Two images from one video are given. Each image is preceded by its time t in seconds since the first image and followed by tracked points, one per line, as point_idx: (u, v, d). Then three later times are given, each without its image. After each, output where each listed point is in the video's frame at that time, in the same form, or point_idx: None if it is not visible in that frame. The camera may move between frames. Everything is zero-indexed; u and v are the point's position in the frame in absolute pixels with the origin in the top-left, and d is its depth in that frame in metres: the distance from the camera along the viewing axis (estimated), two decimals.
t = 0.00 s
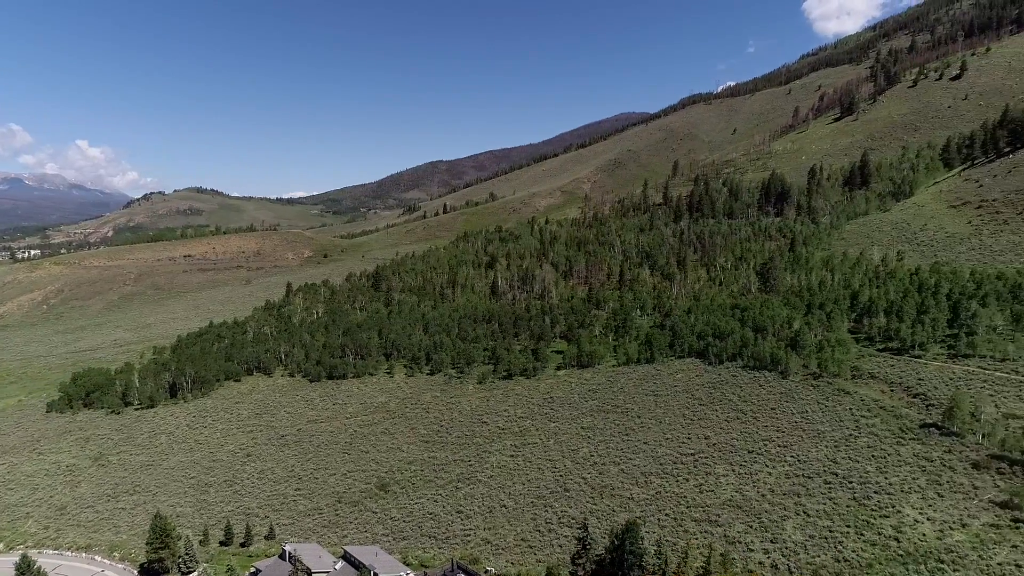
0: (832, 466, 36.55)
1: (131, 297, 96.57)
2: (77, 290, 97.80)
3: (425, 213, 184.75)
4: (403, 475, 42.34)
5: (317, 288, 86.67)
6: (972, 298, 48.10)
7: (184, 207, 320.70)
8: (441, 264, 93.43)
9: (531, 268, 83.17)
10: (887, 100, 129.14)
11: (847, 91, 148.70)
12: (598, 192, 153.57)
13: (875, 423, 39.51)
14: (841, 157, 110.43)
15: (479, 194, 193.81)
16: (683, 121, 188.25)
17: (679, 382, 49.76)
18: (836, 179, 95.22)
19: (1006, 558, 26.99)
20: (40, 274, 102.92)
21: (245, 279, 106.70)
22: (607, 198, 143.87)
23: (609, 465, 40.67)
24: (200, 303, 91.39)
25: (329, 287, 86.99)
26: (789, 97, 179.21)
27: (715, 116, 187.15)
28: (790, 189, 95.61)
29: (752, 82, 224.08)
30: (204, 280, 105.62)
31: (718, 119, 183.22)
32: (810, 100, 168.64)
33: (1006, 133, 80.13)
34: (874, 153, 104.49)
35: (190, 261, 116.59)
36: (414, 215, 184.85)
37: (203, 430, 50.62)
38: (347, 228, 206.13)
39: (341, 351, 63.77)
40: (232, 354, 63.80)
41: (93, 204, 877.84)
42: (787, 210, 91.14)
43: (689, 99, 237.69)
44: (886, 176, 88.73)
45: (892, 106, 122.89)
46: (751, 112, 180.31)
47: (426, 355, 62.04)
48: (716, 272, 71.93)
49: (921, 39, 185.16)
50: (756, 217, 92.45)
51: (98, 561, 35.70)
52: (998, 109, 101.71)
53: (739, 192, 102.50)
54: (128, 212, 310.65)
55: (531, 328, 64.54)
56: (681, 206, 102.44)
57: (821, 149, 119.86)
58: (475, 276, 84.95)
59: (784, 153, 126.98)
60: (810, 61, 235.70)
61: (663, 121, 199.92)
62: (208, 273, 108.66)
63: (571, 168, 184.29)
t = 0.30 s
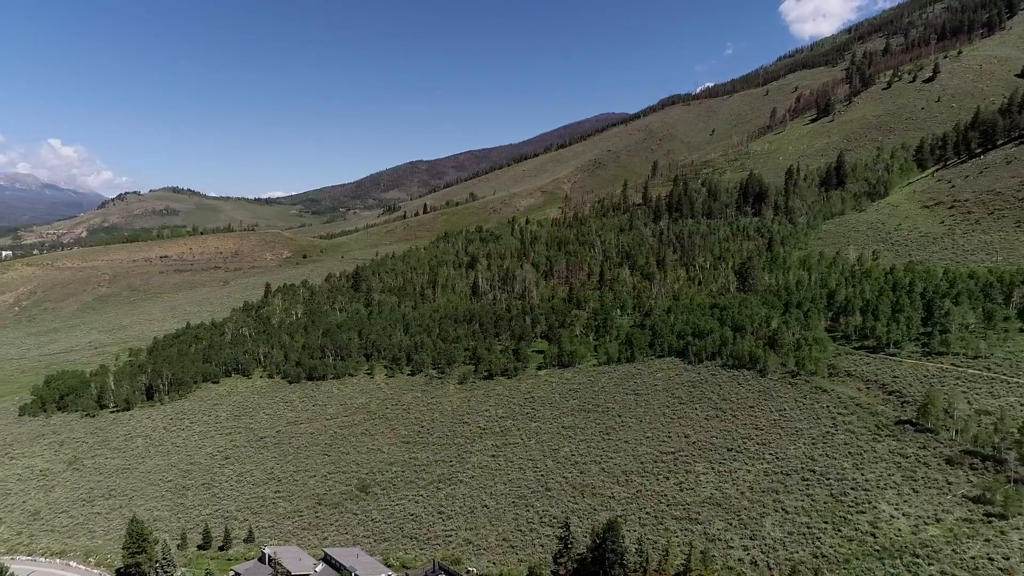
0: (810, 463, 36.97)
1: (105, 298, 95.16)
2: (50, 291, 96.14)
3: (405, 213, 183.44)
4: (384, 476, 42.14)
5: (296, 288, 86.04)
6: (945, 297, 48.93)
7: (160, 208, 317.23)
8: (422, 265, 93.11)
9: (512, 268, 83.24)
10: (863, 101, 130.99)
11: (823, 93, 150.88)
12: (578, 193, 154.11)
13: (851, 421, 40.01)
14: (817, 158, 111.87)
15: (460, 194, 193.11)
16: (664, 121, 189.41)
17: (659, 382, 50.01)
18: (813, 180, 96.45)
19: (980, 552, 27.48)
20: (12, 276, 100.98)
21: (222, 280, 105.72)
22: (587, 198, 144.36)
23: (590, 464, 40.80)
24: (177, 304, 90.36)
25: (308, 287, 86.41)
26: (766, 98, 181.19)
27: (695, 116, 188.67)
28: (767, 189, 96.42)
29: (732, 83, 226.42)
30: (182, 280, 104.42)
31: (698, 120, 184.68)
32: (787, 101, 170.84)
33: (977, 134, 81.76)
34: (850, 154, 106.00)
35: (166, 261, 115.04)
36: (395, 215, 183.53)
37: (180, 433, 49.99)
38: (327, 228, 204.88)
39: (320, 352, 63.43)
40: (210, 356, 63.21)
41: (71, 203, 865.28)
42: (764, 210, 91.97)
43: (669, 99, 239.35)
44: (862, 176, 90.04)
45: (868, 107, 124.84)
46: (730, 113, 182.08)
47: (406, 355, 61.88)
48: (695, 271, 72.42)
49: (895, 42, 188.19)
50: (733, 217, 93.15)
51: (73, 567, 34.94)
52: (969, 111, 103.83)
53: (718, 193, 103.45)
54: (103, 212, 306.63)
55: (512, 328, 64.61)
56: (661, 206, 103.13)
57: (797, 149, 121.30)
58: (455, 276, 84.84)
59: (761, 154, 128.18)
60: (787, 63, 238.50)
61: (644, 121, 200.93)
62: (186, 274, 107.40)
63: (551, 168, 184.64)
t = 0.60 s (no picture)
0: (789, 461, 37.37)
1: (80, 299, 93.65)
2: (23, 293, 94.48)
3: (386, 213, 182.41)
4: (364, 477, 41.93)
5: (275, 289, 85.45)
6: (920, 296, 49.83)
7: (137, 207, 313.75)
8: (402, 265, 92.80)
9: (493, 268, 83.36)
10: (839, 102, 132.89)
11: (801, 94, 152.88)
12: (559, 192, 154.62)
13: (829, 418, 40.49)
14: (795, 159, 113.29)
15: (442, 195, 192.46)
16: (644, 121, 190.52)
17: (640, 381, 50.28)
18: (791, 180, 97.67)
19: (954, 546, 27.96)
20: None
21: (200, 281, 104.72)
22: (569, 198, 144.80)
23: (572, 463, 40.91)
24: (154, 305, 89.31)
25: (287, 288, 85.79)
26: (744, 100, 183.14)
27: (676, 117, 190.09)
28: (746, 189, 97.19)
29: (713, 83, 228.53)
30: (160, 281, 103.21)
31: (678, 121, 186.09)
32: (765, 103, 172.93)
33: (950, 136, 83.22)
34: (827, 155, 107.51)
35: (144, 262, 113.48)
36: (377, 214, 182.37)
37: (158, 435, 49.40)
38: (307, 228, 203.56)
39: (300, 353, 63.09)
40: (188, 358, 62.52)
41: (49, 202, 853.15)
42: (743, 211, 92.73)
43: (650, 100, 240.69)
44: (839, 176, 91.35)
45: (846, 108, 126.63)
46: (710, 113, 183.83)
47: (387, 356, 61.68)
48: (675, 271, 72.94)
49: (870, 44, 191.32)
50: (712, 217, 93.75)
51: (47, 573, 34.19)
52: (943, 113, 105.81)
53: (698, 193, 104.36)
54: (77, 212, 303.11)
55: (494, 328, 64.68)
56: (641, 206, 103.82)
57: (775, 150, 122.77)
58: (436, 277, 84.74)
59: (740, 155, 129.35)
60: (765, 64, 241.49)
61: (625, 121, 201.89)
62: (164, 275, 106.13)
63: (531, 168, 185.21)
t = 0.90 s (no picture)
0: (766, 458, 37.78)
1: (53, 301, 91.90)
2: None
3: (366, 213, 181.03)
4: (344, 479, 41.69)
5: (253, 290, 84.55)
6: (893, 294, 50.70)
7: (110, 207, 308.71)
8: (382, 266, 92.34)
9: (473, 268, 83.36)
10: (814, 103, 134.83)
11: (777, 96, 154.84)
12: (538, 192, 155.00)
13: (806, 415, 41.00)
14: (772, 159, 114.66)
15: (422, 195, 191.46)
16: (624, 122, 191.53)
17: (620, 380, 50.53)
18: (768, 180, 98.88)
19: (928, 540, 28.47)
20: None
21: (176, 282, 103.43)
22: (548, 198, 145.04)
23: (552, 463, 40.99)
24: (128, 307, 87.98)
25: (265, 289, 85.04)
26: (722, 100, 185.08)
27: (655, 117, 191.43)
28: (723, 189, 98.01)
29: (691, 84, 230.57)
30: (135, 282, 101.72)
31: (657, 121, 187.44)
32: (742, 104, 174.99)
33: (923, 137, 84.66)
34: (803, 155, 109.01)
35: (118, 262, 111.61)
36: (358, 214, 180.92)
37: (134, 439, 48.70)
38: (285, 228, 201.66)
39: (278, 354, 62.56)
40: (164, 360, 61.70)
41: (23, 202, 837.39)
42: (721, 211, 93.54)
43: (629, 99, 241.86)
44: (814, 177, 92.74)
45: (823, 109, 128.49)
46: (688, 113, 185.52)
47: (367, 356, 61.37)
48: (654, 271, 73.43)
49: (844, 46, 194.77)
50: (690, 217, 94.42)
51: None
52: (916, 114, 107.87)
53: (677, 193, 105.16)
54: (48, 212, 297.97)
55: (474, 328, 64.68)
56: (620, 206, 104.42)
57: (751, 150, 124.06)
58: (416, 277, 84.57)
59: (717, 155, 130.54)
60: (743, 65, 244.50)
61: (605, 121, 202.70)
62: (139, 276, 104.62)
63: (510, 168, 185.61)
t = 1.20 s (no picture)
0: (742, 455, 38.19)
1: (21, 303, 89.85)
2: None
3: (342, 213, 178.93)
4: (321, 481, 41.42)
5: (227, 291, 83.50)
6: (866, 293, 51.59)
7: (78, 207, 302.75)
8: (358, 266, 91.81)
9: (451, 268, 83.34)
10: (788, 104, 136.88)
11: (751, 97, 156.85)
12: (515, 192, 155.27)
13: (780, 413, 41.51)
14: (746, 159, 116.05)
15: (399, 195, 190.11)
16: (600, 122, 192.56)
17: (597, 379, 50.77)
18: (742, 180, 100.18)
19: (900, 534, 29.02)
20: None
21: (148, 283, 101.87)
22: (526, 198, 145.38)
23: (530, 462, 41.04)
24: (98, 309, 86.42)
25: (240, 290, 84.05)
26: (698, 100, 187.07)
27: (632, 117, 192.72)
28: (699, 190, 98.97)
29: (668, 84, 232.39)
30: (106, 284, 99.96)
31: (633, 121, 188.74)
32: (717, 105, 177.09)
33: (893, 138, 86.27)
34: (777, 155, 110.65)
35: (89, 263, 109.48)
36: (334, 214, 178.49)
37: (106, 443, 47.90)
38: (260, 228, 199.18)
39: (254, 355, 61.92)
40: (137, 362, 60.73)
41: None
42: (697, 211, 94.40)
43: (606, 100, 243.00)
44: (788, 177, 94.18)
45: (796, 110, 130.45)
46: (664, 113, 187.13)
47: (344, 357, 60.94)
48: (631, 270, 73.92)
49: (817, 48, 198.43)
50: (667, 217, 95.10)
51: None
52: (887, 116, 110.15)
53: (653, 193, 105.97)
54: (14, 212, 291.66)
55: (451, 328, 64.61)
56: (597, 206, 105.02)
57: (727, 151, 125.44)
58: (393, 277, 84.35)
59: (693, 155, 131.79)
60: (718, 66, 247.67)
61: (582, 121, 203.60)
62: (110, 277, 102.87)
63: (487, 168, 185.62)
